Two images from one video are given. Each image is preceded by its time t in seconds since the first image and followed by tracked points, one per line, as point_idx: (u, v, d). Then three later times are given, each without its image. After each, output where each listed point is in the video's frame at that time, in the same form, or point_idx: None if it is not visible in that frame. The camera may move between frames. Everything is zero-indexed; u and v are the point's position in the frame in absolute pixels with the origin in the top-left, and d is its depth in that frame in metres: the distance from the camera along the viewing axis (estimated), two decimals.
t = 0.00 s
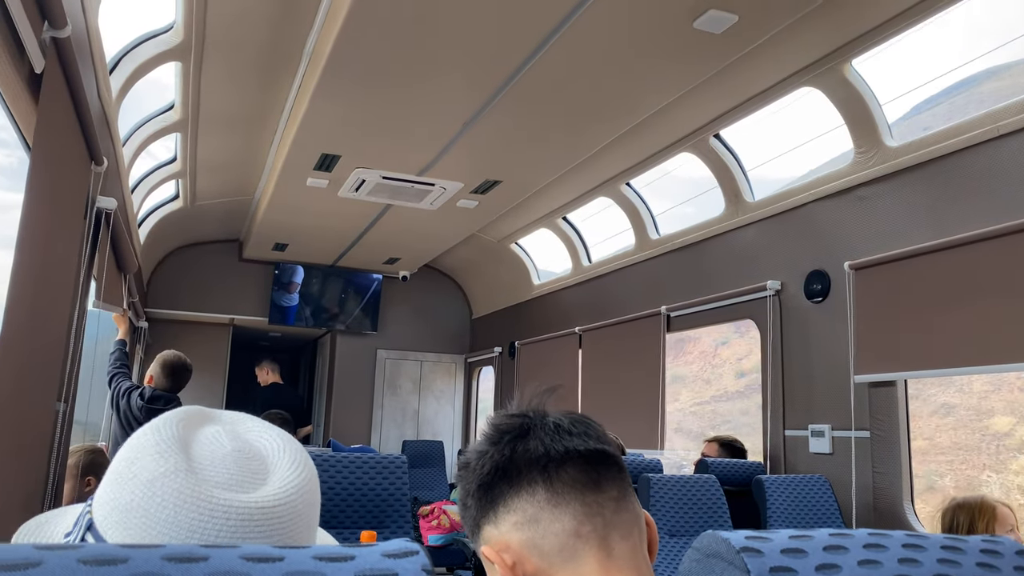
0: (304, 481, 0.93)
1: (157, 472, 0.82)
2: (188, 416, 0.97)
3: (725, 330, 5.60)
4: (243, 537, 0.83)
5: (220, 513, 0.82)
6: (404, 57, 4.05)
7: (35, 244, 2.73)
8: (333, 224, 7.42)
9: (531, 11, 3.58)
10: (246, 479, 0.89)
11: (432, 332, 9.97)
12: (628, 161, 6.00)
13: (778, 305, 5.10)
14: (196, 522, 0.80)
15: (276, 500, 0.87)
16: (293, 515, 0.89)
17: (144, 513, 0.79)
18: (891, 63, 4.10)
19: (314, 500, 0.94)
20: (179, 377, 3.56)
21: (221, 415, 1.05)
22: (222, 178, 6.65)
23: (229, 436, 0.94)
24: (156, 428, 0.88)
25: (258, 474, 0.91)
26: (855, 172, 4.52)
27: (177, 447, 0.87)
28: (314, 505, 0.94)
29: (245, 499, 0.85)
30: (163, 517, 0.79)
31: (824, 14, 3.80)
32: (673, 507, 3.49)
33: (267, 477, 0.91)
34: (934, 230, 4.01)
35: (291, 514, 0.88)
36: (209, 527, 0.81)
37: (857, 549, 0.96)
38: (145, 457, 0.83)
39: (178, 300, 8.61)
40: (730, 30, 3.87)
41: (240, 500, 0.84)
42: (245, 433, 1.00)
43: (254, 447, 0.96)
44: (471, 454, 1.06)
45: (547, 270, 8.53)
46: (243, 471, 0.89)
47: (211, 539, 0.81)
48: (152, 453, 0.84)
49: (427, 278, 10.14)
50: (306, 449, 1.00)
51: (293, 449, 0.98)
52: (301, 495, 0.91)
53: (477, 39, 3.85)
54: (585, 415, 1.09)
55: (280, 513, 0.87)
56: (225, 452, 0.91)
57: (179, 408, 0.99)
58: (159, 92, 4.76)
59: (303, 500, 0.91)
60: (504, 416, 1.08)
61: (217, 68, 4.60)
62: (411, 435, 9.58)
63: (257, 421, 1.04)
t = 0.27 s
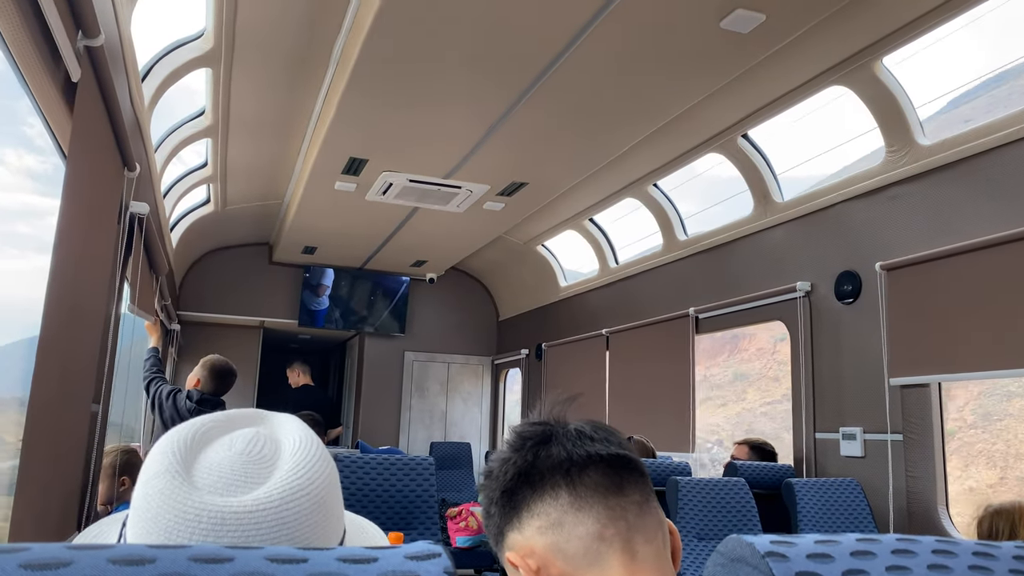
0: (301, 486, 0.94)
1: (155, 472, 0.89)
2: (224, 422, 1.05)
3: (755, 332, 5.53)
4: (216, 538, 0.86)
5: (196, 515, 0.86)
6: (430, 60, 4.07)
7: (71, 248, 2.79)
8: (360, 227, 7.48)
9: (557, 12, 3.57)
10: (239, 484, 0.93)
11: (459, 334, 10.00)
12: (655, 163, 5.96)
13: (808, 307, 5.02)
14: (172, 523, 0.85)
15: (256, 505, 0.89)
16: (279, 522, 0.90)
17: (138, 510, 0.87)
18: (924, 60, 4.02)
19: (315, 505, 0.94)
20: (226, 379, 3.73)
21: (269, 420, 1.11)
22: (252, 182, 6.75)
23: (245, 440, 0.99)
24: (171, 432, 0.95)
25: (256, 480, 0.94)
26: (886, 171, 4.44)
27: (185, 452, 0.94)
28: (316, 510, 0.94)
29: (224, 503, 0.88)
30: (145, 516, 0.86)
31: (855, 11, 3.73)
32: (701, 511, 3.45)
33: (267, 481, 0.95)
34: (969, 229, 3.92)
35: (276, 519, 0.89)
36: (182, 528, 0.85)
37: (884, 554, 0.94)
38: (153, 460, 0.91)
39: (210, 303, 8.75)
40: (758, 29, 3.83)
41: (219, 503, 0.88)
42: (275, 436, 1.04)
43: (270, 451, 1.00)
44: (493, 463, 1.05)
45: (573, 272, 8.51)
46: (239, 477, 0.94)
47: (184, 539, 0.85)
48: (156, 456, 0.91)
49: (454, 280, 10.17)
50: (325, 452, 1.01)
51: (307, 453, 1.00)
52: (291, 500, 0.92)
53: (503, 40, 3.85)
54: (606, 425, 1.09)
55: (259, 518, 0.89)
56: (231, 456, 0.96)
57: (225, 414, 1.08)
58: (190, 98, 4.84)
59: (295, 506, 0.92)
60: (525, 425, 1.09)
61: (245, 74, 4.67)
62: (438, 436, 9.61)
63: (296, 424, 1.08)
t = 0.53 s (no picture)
0: (328, 490, 0.95)
1: (185, 475, 0.91)
2: (257, 424, 1.07)
3: (785, 332, 5.46)
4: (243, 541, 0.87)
5: (224, 516, 0.87)
6: (455, 63, 4.09)
7: (106, 252, 2.85)
8: (387, 230, 7.54)
9: (582, 12, 3.56)
10: (269, 487, 0.94)
11: (486, 336, 10.03)
12: (681, 162, 5.92)
13: (839, 306, 4.94)
14: (202, 524, 0.87)
15: (282, 508, 0.90)
16: (306, 525, 0.90)
17: (169, 511, 0.89)
18: (957, 54, 3.94)
19: (343, 509, 0.94)
20: (268, 380, 3.81)
21: (301, 422, 1.13)
22: (280, 186, 6.83)
23: (275, 444, 1.01)
24: (202, 434, 0.98)
25: (284, 482, 0.96)
26: (918, 167, 4.36)
27: (216, 453, 0.96)
28: (343, 514, 0.94)
29: (252, 505, 0.90)
30: (175, 518, 0.88)
31: (886, 6, 3.66)
32: (732, 513, 3.41)
33: (295, 485, 0.96)
34: (1004, 226, 3.84)
35: (303, 522, 0.90)
36: (210, 528, 0.86)
37: (917, 557, 0.92)
38: (184, 462, 0.94)
39: (240, 306, 8.88)
40: (786, 26, 3.78)
41: (248, 505, 0.89)
42: (306, 439, 1.06)
43: (301, 455, 1.01)
44: (513, 467, 1.05)
45: (600, 272, 8.48)
46: (268, 480, 0.95)
47: (212, 540, 0.86)
48: (187, 459, 0.94)
49: (480, 281, 10.20)
50: (354, 456, 1.02)
51: (336, 458, 1.01)
52: (318, 504, 0.92)
53: (528, 42, 3.85)
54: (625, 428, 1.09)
55: (285, 521, 0.90)
56: (262, 459, 0.98)
57: (259, 416, 1.11)
58: (219, 103, 4.92)
59: (322, 510, 0.92)
60: (545, 428, 1.09)
61: (273, 80, 4.74)
62: (466, 437, 9.64)
63: (326, 428, 1.09)
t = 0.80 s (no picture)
0: (367, 489, 0.96)
1: (228, 472, 0.94)
2: (294, 424, 1.10)
3: (815, 332, 5.39)
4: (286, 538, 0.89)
5: (268, 513, 0.89)
6: (480, 64, 4.11)
7: (140, 255, 2.91)
8: (414, 232, 7.59)
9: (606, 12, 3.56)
10: (309, 484, 0.96)
11: (512, 338, 10.05)
12: (707, 162, 5.88)
13: (870, 305, 4.87)
14: (247, 520, 0.89)
15: (323, 504, 0.92)
16: (346, 521, 0.92)
17: (212, 508, 0.91)
18: (991, 48, 3.86)
19: (381, 507, 0.96)
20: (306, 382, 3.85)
21: (337, 423, 1.15)
22: (308, 189, 6.92)
23: (314, 443, 1.04)
24: (243, 432, 1.00)
25: (324, 480, 0.98)
26: (951, 164, 4.28)
27: (257, 452, 0.98)
28: (381, 512, 0.96)
29: (293, 502, 0.91)
30: (219, 514, 0.90)
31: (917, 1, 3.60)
32: (761, 514, 3.38)
33: (334, 483, 0.98)
34: None
35: (343, 519, 0.92)
36: (254, 525, 0.88)
37: (954, 558, 0.92)
38: (226, 460, 0.96)
39: (269, 309, 9.00)
40: (814, 22, 3.74)
41: (290, 503, 0.91)
42: (343, 438, 1.08)
43: (338, 454, 1.04)
44: (540, 470, 1.06)
45: (627, 273, 8.45)
46: (307, 477, 0.97)
47: (256, 537, 0.88)
48: (229, 457, 0.96)
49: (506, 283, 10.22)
50: (391, 456, 1.04)
51: (373, 457, 1.03)
52: (357, 501, 0.94)
53: (552, 42, 3.86)
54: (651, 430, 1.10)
55: (327, 518, 0.92)
56: (301, 457, 1.00)
57: (296, 417, 1.13)
58: (248, 108, 5.01)
59: (362, 507, 0.94)
60: (570, 431, 1.09)
61: (300, 84, 4.81)
62: (493, 439, 9.66)
63: (362, 428, 1.11)
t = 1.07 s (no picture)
0: (402, 488, 0.99)
1: (268, 471, 0.96)
2: (327, 423, 1.12)
3: (845, 331, 5.32)
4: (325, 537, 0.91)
5: (307, 513, 0.92)
6: (503, 65, 4.12)
7: (172, 259, 2.98)
8: (440, 234, 7.64)
9: (629, 11, 3.56)
10: (345, 484, 0.99)
11: (539, 338, 10.07)
12: (733, 160, 5.84)
13: (902, 303, 4.80)
14: (287, 520, 0.91)
15: (360, 505, 0.95)
16: (382, 521, 0.95)
17: (251, 506, 0.94)
18: None
19: (415, 506, 0.99)
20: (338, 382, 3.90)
21: (369, 422, 1.18)
22: (335, 192, 7.00)
23: (348, 443, 1.06)
24: (279, 431, 1.02)
25: (359, 480, 1.00)
26: (986, 159, 4.20)
27: (294, 452, 1.01)
28: (415, 512, 0.99)
29: (332, 502, 0.94)
30: (259, 513, 0.92)
31: None
32: (792, 515, 3.35)
33: (369, 484, 1.00)
34: None
35: (380, 519, 0.95)
36: (294, 524, 0.91)
37: (994, 558, 0.92)
38: (264, 459, 0.98)
39: (298, 311, 9.11)
40: (842, 17, 3.70)
41: (328, 502, 0.94)
42: (375, 439, 1.10)
43: (371, 454, 1.06)
44: (568, 471, 1.07)
45: (653, 273, 8.42)
46: (344, 477, 1.00)
47: (295, 536, 0.91)
48: (267, 456, 0.98)
49: (532, 283, 10.24)
50: (423, 455, 1.07)
51: (407, 458, 1.05)
52: (393, 501, 0.97)
53: (575, 42, 3.86)
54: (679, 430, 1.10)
55: (364, 517, 0.94)
56: (336, 457, 1.03)
57: (328, 416, 1.15)
58: (276, 112, 5.09)
59: (398, 507, 0.97)
60: (597, 432, 1.10)
61: (327, 89, 4.87)
62: (520, 439, 9.67)
63: (393, 428, 1.14)
